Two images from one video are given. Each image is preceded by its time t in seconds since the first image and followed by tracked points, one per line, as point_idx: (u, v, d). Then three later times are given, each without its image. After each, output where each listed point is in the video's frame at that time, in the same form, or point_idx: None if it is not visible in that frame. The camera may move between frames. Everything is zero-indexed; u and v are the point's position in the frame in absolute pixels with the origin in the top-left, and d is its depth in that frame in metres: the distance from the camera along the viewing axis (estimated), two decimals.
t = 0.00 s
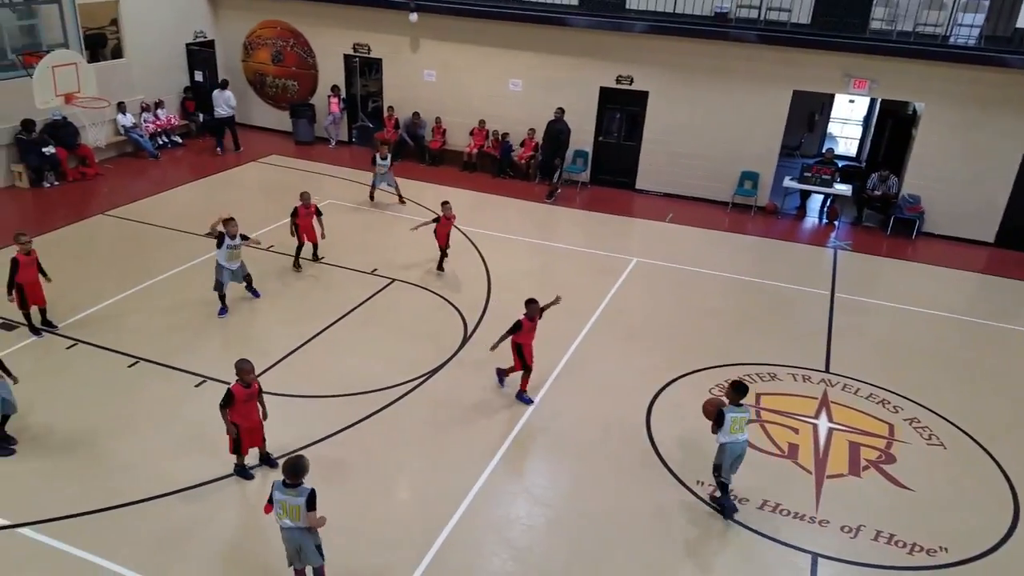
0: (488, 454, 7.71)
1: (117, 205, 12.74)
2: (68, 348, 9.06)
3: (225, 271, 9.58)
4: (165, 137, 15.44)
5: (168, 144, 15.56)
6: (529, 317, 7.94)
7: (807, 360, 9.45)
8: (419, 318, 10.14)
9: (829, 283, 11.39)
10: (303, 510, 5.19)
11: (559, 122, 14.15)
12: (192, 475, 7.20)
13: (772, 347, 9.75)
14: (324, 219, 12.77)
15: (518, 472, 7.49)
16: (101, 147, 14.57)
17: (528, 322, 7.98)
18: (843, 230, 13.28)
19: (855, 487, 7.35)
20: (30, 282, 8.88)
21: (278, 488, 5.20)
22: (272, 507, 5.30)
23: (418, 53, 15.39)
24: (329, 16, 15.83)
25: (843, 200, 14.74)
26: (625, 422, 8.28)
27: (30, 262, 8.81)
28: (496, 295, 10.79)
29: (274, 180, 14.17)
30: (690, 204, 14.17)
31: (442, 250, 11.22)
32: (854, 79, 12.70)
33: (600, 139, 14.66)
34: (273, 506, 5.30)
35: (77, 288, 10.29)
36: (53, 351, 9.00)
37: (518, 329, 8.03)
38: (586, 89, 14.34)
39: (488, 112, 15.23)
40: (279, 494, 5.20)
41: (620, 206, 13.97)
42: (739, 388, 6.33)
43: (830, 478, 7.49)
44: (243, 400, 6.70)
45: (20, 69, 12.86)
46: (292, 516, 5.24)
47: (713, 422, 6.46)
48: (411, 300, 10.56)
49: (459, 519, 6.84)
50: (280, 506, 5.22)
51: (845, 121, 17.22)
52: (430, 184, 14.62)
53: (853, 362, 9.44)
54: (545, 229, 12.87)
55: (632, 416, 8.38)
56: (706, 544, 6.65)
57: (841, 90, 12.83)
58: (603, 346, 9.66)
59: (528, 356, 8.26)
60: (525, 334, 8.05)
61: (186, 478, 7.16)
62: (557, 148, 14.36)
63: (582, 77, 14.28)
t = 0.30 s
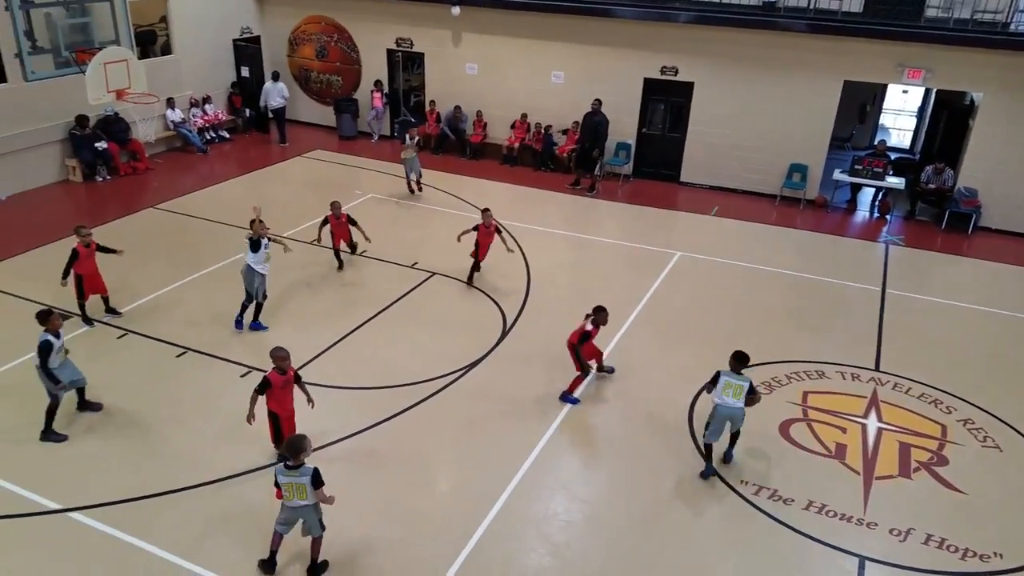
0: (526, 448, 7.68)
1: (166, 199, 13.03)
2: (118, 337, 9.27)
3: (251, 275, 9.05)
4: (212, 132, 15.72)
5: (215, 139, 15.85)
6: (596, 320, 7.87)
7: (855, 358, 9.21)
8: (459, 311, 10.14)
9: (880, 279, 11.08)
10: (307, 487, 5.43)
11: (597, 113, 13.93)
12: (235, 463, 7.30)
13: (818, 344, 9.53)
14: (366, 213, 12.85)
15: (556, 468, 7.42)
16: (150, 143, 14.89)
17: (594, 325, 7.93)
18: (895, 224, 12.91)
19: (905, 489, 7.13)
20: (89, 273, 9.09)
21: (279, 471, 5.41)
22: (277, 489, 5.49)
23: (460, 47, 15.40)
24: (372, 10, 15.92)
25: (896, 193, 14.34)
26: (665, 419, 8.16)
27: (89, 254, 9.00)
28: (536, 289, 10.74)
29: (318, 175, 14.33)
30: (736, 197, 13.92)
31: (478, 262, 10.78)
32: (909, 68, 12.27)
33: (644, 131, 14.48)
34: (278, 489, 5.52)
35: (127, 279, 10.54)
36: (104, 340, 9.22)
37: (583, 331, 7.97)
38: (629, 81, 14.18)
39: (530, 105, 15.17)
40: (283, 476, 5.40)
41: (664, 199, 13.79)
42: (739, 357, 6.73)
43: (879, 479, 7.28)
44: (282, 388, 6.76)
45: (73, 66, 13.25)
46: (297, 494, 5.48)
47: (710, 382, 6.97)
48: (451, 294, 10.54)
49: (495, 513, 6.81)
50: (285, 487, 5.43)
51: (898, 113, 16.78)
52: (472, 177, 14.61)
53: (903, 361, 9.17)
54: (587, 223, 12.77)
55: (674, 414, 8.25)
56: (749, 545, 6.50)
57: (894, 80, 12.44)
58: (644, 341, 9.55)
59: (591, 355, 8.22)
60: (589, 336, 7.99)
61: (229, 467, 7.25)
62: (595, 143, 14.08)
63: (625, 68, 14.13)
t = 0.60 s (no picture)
0: (589, 449, 7.58)
1: (242, 195, 13.40)
2: (194, 328, 9.56)
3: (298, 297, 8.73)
4: (286, 130, 16.13)
5: (289, 137, 16.25)
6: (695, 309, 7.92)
7: (935, 366, 8.80)
8: (521, 310, 10.09)
9: (965, 284, 10.57)
10: (329, 462, 5.63)
11: (660, 109, 13.75)
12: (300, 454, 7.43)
13: (897, 350, 9.14)
14: (433, 210, 12.93)
15: (618, 471, 7.30)
16: (227, 140, 15.37)
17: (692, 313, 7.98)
18: (982, 226, 12.30)
19: (987, 507, 6.78)
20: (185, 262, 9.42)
21: (308, 441, 5.67)
22: (302, 459, 5.74)
23: (530, 44, 15.37)
24: (443, 9, 16.03)
25: (984, 194, 13.67)
26: (731, 424, 7.95)
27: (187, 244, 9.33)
28: (601, 288, 10.61)
29: (387, 172, 14.51)
30: (813, 196, 13.49)
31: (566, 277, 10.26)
32: (999, 63, 11.66)
33: (715, 127, 14.16)
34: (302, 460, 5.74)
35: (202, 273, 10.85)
36: (180, 331, 9.52)
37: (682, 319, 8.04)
38: (700, 78, 13.91)
39: (600, 102, 15.04)
40: (309, 447, 5.66)
41: (737, 198, 13.47)
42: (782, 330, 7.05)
43: (960, 494, 6.95)
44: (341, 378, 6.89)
45: (156, 66, 13.74)
46: (321, 467, 5.70)
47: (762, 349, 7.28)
48: (515, 292, 10.50)
49: (556, 514, 6.75)
50: (309, 458, 5.67)
51: (985, 109, 15.85)
52: (539, 175, 14.56)
53: (989, 370, 8.72)
54: (655, 222, 12.56)
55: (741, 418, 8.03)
56: (817, 557, 6.28)
57: (983, 75, 11.82)
58: (710, 343, 9.32)
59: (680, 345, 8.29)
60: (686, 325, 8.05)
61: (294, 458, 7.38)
62: (660, 138, 13.90)
63: (697, 65, 13.86)
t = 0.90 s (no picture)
0: (623, 457, 7.54)
1: (287, 187, 13.56)
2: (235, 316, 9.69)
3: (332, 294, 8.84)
4: (333, 125, 16.28)
5: (336, 132, 16.40)
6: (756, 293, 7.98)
7: (983, 391, 8.62)
8: (559, 312, 10.07)
9: (1014, 308, 10.33)
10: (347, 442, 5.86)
11: (704, 116, 13.75)
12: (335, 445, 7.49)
13: (943, 372, 8.97)
14: (475, 209, 12.95)
15: (651, 480, 7.24)
16: (276, 132, 15.56)
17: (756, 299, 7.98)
18: None
19: None
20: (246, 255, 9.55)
21: (332, 419, 5.90)
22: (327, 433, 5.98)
23: (578, 47, 15.34)
24: (493, 9, 16.08)
25: None
26: (769, 438, 7.86)
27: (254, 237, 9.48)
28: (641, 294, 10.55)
29: (430, 170, 14.56)
30: (860, 211, 13.30)
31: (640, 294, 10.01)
32: None
33: (764, 137, 14.03)
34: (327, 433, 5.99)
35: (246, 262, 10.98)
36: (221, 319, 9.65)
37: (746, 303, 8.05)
38: (750, 86, 13.79)
39: (646, 108, 14.97)
40: (333, 424, 5.89)
41: (782, 209, 13.32)
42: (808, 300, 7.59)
43: (1001, 522, 6.82)
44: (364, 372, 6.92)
45: (209, 56, 13.97)
46: (340, 445, 5.94)
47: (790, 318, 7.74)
48: (555, 294, 10.49)
49: (586, 519, 6.72)
50: (332, 435, 5.91)
51: None
52: (582, 178, 14.53)
53: None
54: (697, 229, 12.47)
55: (779, 433, 7.94)
56: None
57: None
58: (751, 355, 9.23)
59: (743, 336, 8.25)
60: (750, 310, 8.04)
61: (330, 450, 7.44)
62: (706, 143, 13.94)
63: (747, 74, 13.74)
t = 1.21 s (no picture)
0: (654, 465, 7.51)
1: (316, 198, 13.70)
2: (265, 326, 9.83)
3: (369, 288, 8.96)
4: (360, 136, 16.44)
5: (363, 143, 16.57)
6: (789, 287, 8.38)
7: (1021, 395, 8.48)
8: (587, 319, 10.06)
9: None
10: (393, 425, 6.22)
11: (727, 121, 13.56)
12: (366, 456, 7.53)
13: (979, 375, 8.85)
14: (501, 217, 13.00)
15: (682, 490, 7.19)
16: (304, 145, 15.73)
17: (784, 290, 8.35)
18: None
19: None
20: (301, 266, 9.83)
21: (372, 407, 6.25)
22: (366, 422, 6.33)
23: (603, 54, 15.36)
24: (517, 18, 16.16)
25: None
26: (802, 445, 7.79)
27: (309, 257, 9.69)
28: (669, 299, 10.52)
29: (453, 179, 14.65)
30: (891, 213, 13.15)
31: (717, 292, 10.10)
32: None
33: (791, 140, 13.94)
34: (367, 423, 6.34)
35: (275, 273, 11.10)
36: (250, 330, 9.77)
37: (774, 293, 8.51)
38: (777, 90, 13.72)
39: (671, 113, 14.95)
40: (374, 411, 6.23)
41: (811, 213, 13.21)
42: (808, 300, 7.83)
43: None
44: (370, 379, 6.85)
45: (239, 71, 14.14)
46: (384, 430, 6.28)
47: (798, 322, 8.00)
48: (582, 301, 10.49)
49: (618, 530, 6.69)
50: (373, 422, 6.26)
51: None
52: (608, 185, 14.52)
53: None
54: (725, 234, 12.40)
55: (811, 439, 7.87)
56: None
57: None
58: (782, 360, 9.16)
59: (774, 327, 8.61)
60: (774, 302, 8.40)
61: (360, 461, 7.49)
62: (738, 147, 13.60)
63: (774, 77, 13.67)
